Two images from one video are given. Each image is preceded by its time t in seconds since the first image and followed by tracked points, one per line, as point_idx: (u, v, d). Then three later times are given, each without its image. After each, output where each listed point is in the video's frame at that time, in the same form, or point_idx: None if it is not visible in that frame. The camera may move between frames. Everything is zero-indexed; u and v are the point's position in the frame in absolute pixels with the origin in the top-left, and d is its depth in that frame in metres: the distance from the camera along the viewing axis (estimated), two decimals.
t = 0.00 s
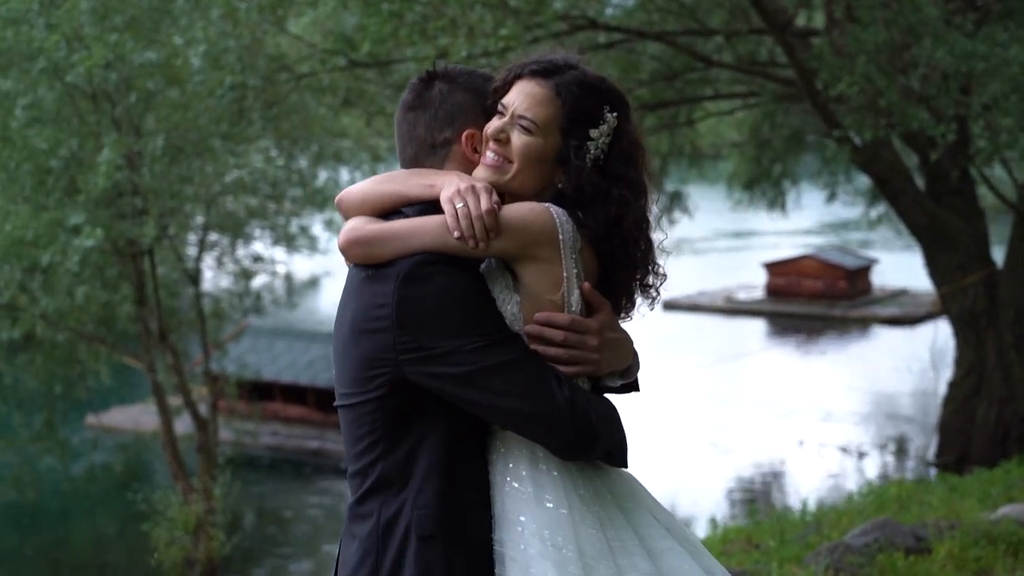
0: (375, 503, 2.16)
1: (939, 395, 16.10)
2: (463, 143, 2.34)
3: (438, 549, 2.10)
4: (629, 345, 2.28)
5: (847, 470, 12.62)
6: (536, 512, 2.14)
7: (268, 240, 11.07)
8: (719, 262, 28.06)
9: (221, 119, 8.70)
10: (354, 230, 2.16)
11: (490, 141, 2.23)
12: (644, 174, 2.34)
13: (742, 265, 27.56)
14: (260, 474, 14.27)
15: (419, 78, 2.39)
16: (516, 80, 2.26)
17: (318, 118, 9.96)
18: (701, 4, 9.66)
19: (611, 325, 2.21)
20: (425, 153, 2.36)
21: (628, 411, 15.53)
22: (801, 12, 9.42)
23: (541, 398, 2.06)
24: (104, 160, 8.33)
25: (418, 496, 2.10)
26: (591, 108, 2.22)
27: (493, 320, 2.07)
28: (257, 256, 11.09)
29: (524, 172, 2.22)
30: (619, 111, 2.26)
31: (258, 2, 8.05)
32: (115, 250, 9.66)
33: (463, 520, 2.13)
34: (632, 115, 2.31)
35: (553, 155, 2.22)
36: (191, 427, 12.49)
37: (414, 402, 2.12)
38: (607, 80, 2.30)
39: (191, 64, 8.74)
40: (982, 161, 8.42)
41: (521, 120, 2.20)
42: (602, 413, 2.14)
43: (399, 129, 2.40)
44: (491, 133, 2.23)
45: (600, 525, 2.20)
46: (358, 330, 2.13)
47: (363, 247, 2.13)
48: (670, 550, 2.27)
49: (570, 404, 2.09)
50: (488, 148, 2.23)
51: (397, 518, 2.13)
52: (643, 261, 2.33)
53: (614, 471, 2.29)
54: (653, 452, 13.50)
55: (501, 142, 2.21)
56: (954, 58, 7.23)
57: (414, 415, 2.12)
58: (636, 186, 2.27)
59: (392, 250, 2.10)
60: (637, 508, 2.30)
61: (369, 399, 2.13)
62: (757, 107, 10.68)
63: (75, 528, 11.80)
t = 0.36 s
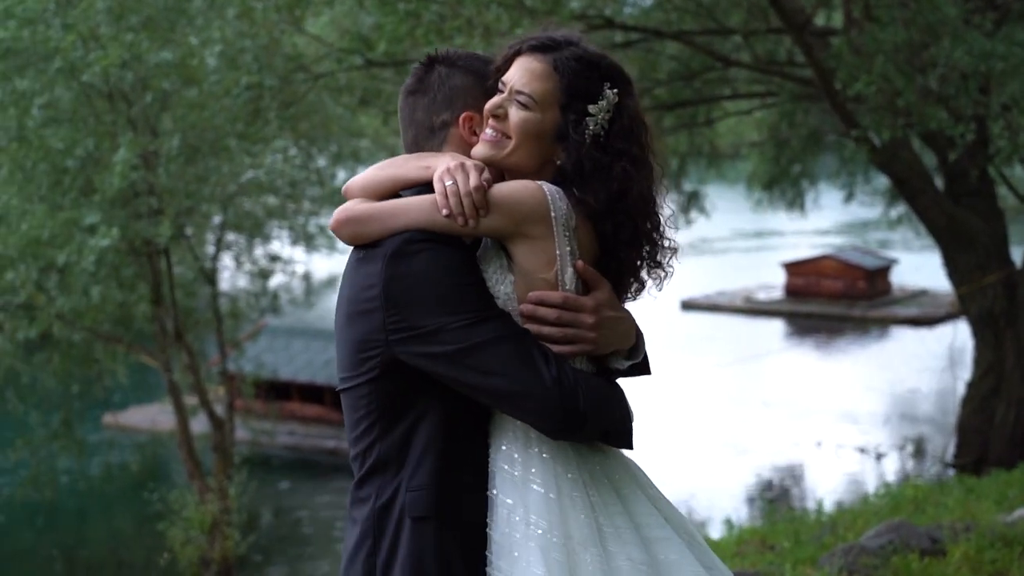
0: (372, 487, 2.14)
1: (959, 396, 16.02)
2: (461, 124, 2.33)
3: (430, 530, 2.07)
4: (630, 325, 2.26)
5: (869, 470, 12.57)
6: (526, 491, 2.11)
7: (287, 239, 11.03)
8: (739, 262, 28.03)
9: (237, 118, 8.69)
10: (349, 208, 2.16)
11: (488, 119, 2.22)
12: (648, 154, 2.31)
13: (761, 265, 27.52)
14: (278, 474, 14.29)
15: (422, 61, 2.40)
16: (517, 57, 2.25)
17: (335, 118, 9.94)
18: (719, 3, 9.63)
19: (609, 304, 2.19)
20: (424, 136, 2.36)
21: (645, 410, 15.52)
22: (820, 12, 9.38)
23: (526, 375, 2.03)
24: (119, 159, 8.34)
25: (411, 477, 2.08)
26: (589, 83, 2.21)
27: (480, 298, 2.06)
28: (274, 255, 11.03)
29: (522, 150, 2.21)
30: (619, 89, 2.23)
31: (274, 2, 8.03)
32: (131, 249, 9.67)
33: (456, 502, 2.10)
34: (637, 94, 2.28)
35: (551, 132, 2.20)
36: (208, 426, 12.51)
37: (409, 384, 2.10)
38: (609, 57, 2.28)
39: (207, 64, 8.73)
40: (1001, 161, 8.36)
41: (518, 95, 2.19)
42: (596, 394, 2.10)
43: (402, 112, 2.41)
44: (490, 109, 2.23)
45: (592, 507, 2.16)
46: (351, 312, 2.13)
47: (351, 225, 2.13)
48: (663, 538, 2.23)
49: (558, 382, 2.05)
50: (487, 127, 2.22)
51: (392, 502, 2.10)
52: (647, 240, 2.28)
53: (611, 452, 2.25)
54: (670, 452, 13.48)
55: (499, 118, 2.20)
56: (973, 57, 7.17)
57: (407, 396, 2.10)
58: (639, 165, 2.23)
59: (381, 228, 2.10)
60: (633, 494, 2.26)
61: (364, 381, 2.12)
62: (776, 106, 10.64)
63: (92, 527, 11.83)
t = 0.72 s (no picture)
0: (363, 494, 2.11)
1: (977, 399, 15.94)
2: (433, 127, 2.30)
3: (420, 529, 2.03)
4: (613, 316, 2.17)
5: (888, 472, 12.51)
6: (495, 491, 2.05)
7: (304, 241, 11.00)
8: (758, 264, 28.00)
9: (251, 121, 8.67)
10: (315, 211, 2.13)
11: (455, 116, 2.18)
12: (625, 143, 2.22)
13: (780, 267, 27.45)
14: (294, 477, 14.29)
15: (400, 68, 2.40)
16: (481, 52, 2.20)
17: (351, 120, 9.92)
18: (736, 5, 9.59)
19: (581, 296, 2.11)
20: (401, 141, 2.35)
21: (661, 412, 15.48)
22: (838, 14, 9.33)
23: (482, 366, 1.97)
24: (133, 162, 8.35)
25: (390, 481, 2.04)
26: (551, 71, 2.14)
27: (436, 292, 2.01)
28: (291, 257, 11.00)
29: (487, 143, 2.15)
30: (585, 75, 2.17)
31: (290, 5, 8.01)
32: (146, 252, 9.67)
33: (435, 502, 2.04)
34: (608, 82, 2.22)
35: (515, 122, 2.14)
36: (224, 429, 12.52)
37: (385, 386, 2.07)
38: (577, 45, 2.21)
39: (222, 67, 8.73)
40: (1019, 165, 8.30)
41: (479, 88, 2.14)
42: (562, 385, 2.02)
43: (385, 118, 2.41)
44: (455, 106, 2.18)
45: (568, 506, 2.08)
46: (327, 320, 2.12)
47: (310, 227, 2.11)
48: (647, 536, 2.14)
49: (512, 375, 1.98)
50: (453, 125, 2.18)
51: (377, 508, 2.07)
52: (624, 229, 2.18)
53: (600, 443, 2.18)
54: (685, 455, 13.46)
55: (463, 113, 2.15)
56: (990, 59, 7.12)
57: (384, 399, 2.08)
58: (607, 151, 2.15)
59: (341, 232, 2.08)
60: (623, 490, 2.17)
61: (345, 389, 2.11)
62: (793, 109, 10.60)
63: (109, 529, 11.86)
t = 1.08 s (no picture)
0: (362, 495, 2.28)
1: (996, 400, 15.88)
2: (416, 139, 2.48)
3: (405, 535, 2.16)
4: (565, 306, 2.21)
5: (908, 474, 12.46)
6: (449, 492, 2.15)
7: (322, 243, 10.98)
8: (779, 265, 27.94)
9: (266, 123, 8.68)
10: (302, 224, 2.34)
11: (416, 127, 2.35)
12: (570, 132, 2.29)
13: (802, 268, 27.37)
14: (313, 478, 14.32)
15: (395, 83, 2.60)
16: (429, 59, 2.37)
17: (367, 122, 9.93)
18: (753, 6, 9.57)
19: (525, 290, 2.17)
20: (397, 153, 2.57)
21: (679, 413, 15.45)
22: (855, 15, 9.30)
23: (408, 366, 2.09)
24: (147, 164, 8.37)
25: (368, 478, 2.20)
26: (481, 68, 2.26)
27: (384, 296, 2.15)
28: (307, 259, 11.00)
29: (439, 149, 2.29)
30: (514, 67, 2.27)
31: (305, 6, 8.00)
32: (162, 254, 9.71)
33: (404, 498, 2.17)
34: (549, 74, 2.30)
35: (455, 124, 2.27)
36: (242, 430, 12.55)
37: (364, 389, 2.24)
38: (523, 37, 2.32)
39: (236, 69, 8.75)
40: None
41: (424, 97, 2.30)
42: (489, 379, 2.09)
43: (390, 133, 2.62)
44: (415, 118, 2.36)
45: (518, 505, 2.13)
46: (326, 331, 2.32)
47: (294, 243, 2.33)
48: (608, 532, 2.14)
49: (432, 373, 2.08)
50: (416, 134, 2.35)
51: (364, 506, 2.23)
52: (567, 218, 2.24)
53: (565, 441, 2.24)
54: (702, 457, 13.45)
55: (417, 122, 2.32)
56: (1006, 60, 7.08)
57: (367, 400, 2.24)
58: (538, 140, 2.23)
59: (316, 246, 2.28)
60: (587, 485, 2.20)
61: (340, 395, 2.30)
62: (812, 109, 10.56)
63: (127, 530, 11.89)
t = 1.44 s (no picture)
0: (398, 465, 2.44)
1: (1017, 402, 15.82)
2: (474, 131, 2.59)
3: (393, 512, 2.28)
4: (502, 298, 2.21)
5: (929, 476, 12.42)
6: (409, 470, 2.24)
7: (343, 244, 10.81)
8: (801, 267, 27.87)
9: (282, 123, 8.69)
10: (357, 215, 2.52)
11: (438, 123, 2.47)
12: (536, 128, 2.25)
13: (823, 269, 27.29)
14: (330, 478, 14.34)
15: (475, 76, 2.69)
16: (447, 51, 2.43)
17: (384, 123, 9.92)
18: (771, 6, 9.55)
19: (461, 279, 2.20)
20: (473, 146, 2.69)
21: (698, 414, 15.43)
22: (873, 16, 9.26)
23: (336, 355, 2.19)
24: (162, 164, 8.39)
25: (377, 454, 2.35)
26: (456, 64, 2.29)
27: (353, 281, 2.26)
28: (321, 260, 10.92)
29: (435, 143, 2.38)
30: (483, 60, 2.26)
31: (321, 7, 8.00)
32: (178, 254, 9.73)
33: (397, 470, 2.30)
34: (527, 68, 2.26)
35: (438, 118, 2.33)
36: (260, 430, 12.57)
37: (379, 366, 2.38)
38: (508, 28, 2.31)
39: (250, 69, 8.75)
40: None
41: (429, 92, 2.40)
42: (398, 366, 2.14)
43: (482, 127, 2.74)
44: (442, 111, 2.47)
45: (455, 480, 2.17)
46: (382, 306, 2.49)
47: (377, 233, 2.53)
48: (560, 515, 2.14)
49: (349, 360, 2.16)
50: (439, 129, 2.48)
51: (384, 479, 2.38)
52: (514, 216, 2.23)
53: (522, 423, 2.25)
54: (719, 458, 13.44)
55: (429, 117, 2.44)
56: None
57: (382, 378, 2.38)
58: (493, 137, 2.23)
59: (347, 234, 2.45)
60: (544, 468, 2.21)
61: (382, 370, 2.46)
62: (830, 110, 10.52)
63: (143, 530, 11.93)
